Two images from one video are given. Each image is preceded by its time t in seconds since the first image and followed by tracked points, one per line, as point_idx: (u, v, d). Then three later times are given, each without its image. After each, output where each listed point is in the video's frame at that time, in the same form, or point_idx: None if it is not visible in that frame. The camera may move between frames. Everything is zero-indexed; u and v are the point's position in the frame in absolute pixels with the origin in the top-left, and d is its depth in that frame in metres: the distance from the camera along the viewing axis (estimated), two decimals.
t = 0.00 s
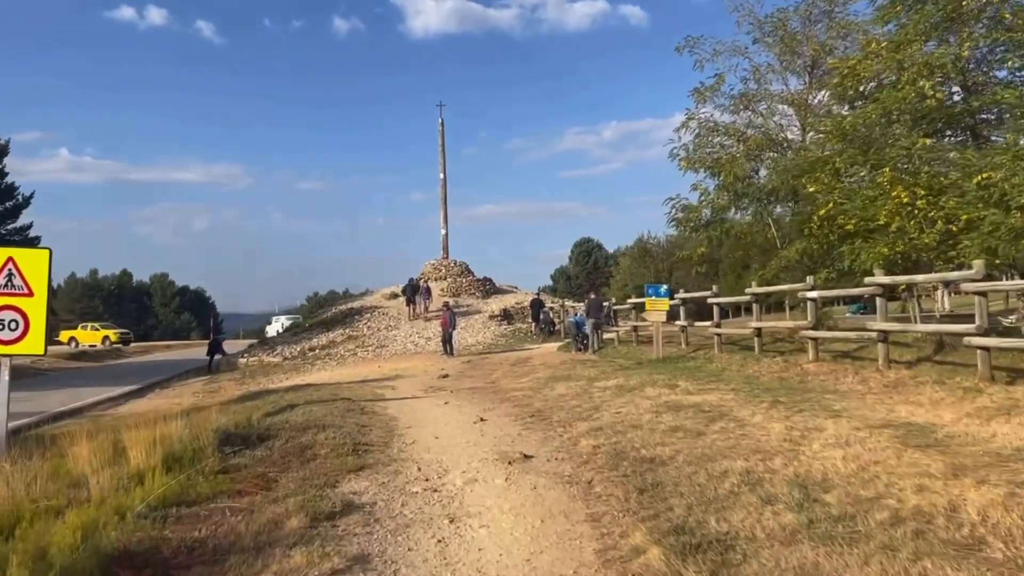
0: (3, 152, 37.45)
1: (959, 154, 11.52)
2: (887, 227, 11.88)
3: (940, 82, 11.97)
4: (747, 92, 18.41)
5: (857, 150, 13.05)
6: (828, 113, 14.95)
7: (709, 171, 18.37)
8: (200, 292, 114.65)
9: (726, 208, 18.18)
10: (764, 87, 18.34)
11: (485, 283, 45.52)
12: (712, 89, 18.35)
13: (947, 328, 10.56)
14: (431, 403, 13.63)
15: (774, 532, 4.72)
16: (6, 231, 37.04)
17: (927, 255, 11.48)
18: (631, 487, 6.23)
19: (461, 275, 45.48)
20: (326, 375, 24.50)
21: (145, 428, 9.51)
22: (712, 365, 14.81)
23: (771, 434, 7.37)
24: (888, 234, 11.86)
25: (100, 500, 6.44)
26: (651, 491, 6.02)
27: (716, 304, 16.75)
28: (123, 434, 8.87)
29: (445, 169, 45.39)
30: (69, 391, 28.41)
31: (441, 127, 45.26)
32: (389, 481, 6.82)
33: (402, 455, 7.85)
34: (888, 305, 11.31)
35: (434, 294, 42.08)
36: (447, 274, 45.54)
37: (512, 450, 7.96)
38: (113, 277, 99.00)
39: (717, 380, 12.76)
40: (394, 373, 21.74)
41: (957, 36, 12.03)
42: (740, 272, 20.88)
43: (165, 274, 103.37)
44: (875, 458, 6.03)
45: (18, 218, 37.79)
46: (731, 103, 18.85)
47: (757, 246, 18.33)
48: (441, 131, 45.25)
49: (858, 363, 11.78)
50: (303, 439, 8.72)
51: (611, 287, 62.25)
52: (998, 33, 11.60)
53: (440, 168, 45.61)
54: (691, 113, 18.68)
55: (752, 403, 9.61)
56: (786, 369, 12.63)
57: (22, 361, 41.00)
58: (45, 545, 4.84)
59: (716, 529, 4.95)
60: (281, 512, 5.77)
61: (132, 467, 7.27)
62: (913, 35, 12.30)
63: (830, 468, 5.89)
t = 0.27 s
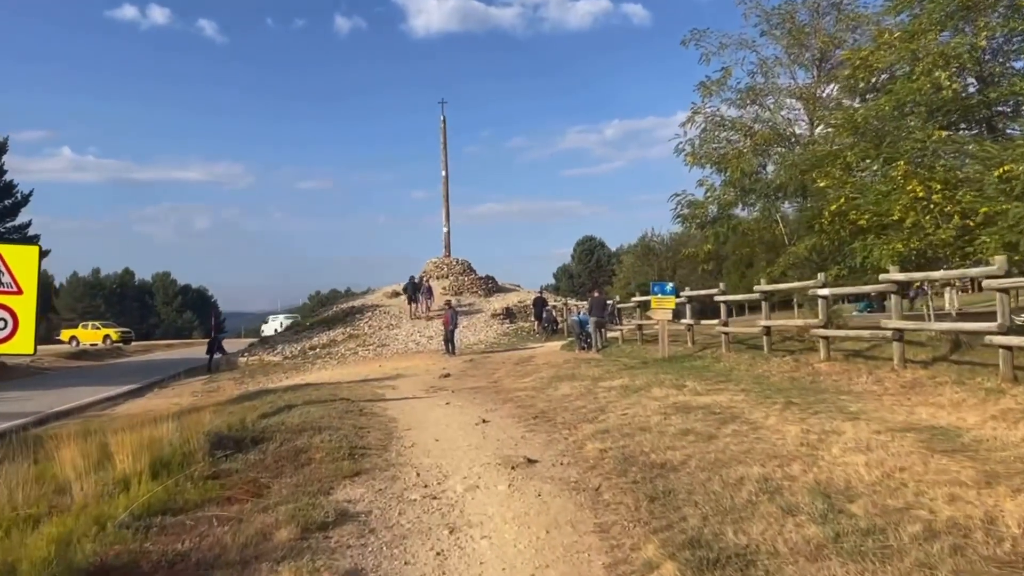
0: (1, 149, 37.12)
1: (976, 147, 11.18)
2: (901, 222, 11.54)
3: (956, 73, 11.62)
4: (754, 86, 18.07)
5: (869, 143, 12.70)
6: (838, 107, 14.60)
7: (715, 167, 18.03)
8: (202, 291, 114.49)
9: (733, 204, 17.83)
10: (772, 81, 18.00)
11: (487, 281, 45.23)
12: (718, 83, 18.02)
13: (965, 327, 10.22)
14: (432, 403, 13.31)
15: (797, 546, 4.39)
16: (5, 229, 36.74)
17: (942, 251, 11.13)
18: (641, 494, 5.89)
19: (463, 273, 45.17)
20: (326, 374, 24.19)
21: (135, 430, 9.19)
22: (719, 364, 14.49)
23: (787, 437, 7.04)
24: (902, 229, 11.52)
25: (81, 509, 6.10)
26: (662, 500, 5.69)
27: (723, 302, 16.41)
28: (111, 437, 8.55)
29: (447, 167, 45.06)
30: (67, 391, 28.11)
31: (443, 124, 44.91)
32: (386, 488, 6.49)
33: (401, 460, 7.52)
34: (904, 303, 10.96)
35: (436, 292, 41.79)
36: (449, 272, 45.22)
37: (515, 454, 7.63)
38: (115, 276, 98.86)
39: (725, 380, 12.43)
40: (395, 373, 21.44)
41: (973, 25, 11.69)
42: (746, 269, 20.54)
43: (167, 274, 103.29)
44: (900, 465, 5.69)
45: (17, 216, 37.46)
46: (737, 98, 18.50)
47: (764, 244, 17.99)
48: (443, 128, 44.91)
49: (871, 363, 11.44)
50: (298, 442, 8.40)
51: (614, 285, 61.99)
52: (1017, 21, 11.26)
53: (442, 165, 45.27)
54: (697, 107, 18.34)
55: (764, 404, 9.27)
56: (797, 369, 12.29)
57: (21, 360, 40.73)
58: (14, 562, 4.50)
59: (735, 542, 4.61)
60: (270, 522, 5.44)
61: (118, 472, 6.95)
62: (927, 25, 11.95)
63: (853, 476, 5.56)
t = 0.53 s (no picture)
0: None
1: (992, 143, 10.85)
2: (914, 220, 11.21)
3: (970, 67, 11.30)
4: (760, 83, 17.75)
5: (879, 139, 12.36)
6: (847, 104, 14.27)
7: (720, 165, 17.71)
8: (202, 291, 114.23)
9: (738, 203, 17.50)
10: (777, 77, 17.68)
11: (488, 281, 44.92)
12: (723, 79, 17.70)
13: (981, 329, 9.90)
14: (432, 406, 13.00)
15: (821, 567, 4.07)
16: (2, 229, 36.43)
17: (956, 250, 10.80)
18: (650, 506, 5.57)
19: (464, 273, 44.86)
20: (325, 375, 23.88)
21: (123, 435, 8.88)
22: (725, 366, 14.17)
23: (802, 445, 6.71)
24: (914, 228, 11.19)
25: (58, 522, 5.77)
26: (672, 513, 5.36)
27: (729, 303, 16.09)
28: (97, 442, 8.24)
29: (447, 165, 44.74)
30: (64, 393, 27.80)
31: (443, 123, 44.59)
32: (380, 499, 6.18)
33: (396, 469, 7.20)
34: (917, 304, 10.63)
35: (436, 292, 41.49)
36: (450, 272, 44.91)
37: (517, 462, 7.31)
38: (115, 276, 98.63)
39: (732, 382, 12.10)
40: (395, 374, 21.12)
41: (987, 18, 11.36)
42: (751, 269, 20.21)
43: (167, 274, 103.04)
44: (924, 476, 5.38)
45: (14, 216, 37.12)
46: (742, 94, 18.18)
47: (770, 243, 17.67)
48: (443, 127, 44.58)
49: (883, 365, 11.12)
50: (291, 448, 8.08)
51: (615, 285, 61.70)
52: None
53: (442, 164, 44.96)
54: (701, 104, 18.02)
55: (775, 409, 8.95)
56: (806, 371, 11.97)
57: (18, 361, 40.43)
58: None
59: (752, 561, 4.28)
60: (256, 537, 5.12)
61: (100, 481, 6.63)
62: (940, 17, 11.62)
63: (875, 487, 5.24)
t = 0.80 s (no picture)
0: None
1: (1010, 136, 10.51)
2: (928, 216, 10.88)
3: (986, 58, 10.96)
4: (766, 78, 17.42)
5: (892, 132, 12.04)
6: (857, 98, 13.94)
7: (726, 161, 17.38)
8: (203, 291, 113.95)
9: (744, 200, 17.18)
10: (784, 72, 17.35)
11: (489, 281, 44.60)
12: (729, 74, 17.37)
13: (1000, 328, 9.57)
14: (431, 407, 12.67)
15: None
16: None
17: (973, 246, 10.47)
18: (662, 516, 5.23)
19: (464, 273, 44.52)
20: (324, 376, 23.55)
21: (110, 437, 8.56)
22: (732, 367, 13.84)
23: (820, 450, 6.37)
24: (929, 224, 10.86)
25: (33, 533, 5.44)
26: (685, 523, 5.02)
27: (735, 303, 15.75)
28: (82, 445, 7.91)
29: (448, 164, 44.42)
30: (59, 393, 27.46)
31: (444, 122, 44.28)
32: (375, 507, 5.84)
33: (393, 474, 6.86)
34: (933, 302, 10.27)
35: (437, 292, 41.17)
36: (450, 272, 44.57)
37: (519, 468, 6.97)
38: (115, 276, 98.37)
39: (740, 383, 11.75)
40: (394, 375, 20.78)
41: (1004, 7, 11.03)
42: (757, 268, 19.87)
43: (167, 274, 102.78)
44: (955, 485, 5.06)
45: (11, 214, 36.80)
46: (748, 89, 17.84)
47: (776, 241, 17.34)
48: (443, 126, 44.26)
49: (896, 366, 10.78)
50: (283, 452, 7.74)
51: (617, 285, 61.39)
52: None
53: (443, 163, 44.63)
54: (706, 99, 17.69)
55: (787, 412, 8.60)
56: (816, 372, 11.64)
57: (15, 361, 40.10)
58: None
59: None
60: (241, 550, 4.78)
61: (81, 487, 6.30)
62: (955, 7, 11.28)
63: (903, 497, 4.91)
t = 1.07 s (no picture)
0: None
1: None
2: (944, 217, 10.52)
3: (1003, 54, 10.59)
4: (773, 76, 17.06)
5: (905, 131, 11.68)
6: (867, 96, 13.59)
7: (732, 161, 17.03)
8: (204, 292, 113.70)
9: (750, 200, 16.83)
10: (791, 69, 16.99)
11: (490, 282, 44.25)
12: (735, 72, 17.03)
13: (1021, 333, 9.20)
14: (431, 413, 12.33)
15: None
16: None
17: (991, 248, 10.11)
18: (674, 538, 4.88)
19: (466, 274, 44.17)
20: (323, 379, 23.22)
21: (95, 446, 8.23)
22: (739, 371, 13.49)
23: (839, 463, 6.02)
24: (945, 225, 10.50)
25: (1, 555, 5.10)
26: (700, 546, 4.67)
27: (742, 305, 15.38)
28: (64, 455, 7.58)
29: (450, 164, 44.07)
30: (56, 396, 27.15)
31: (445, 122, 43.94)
32: (367, 527, 5.50)
33: (387, 489, 6.52)
34: (949, 305, 9.92)
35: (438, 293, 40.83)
36: (452, 273, 44.23)
37: (521, 482, 6.62)
38: (116, 277, 98.16)
39: (748, 389, 11.41)
40: (394, 378, 20.45)
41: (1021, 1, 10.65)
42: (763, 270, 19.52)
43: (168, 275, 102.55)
44: (989, 505, 4.71)
45: (8, 215, 36.50)
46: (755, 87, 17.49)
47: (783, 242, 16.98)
48: (444, 126, 43.94)
49: (911, 372, 10.43)
50: (273, 464, 7.40)
51: (619, 286, 61.03)
52: None
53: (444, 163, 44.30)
54: (712, 98, 17.34)
55: (800, 420, 8.25)
56: (827, 377, 11.29)
57: (13, 363, 39.83)
58: None
59: None
60: None
61: (58, 504, 5.97)
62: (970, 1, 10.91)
63: (934, 519, 4.56)
